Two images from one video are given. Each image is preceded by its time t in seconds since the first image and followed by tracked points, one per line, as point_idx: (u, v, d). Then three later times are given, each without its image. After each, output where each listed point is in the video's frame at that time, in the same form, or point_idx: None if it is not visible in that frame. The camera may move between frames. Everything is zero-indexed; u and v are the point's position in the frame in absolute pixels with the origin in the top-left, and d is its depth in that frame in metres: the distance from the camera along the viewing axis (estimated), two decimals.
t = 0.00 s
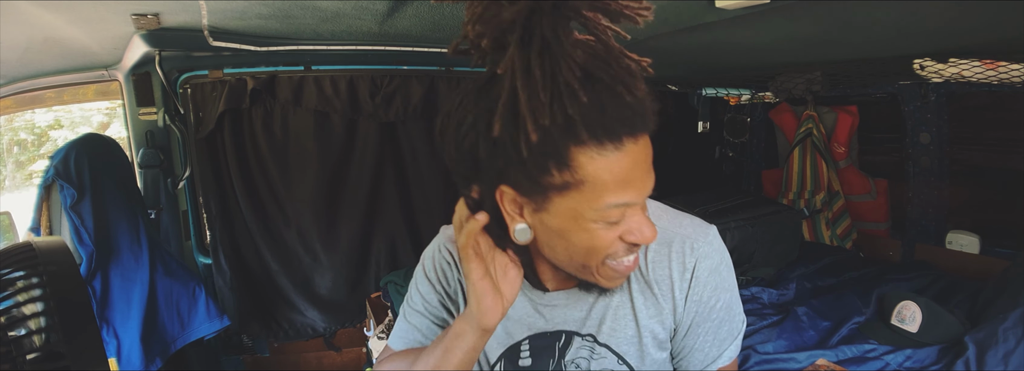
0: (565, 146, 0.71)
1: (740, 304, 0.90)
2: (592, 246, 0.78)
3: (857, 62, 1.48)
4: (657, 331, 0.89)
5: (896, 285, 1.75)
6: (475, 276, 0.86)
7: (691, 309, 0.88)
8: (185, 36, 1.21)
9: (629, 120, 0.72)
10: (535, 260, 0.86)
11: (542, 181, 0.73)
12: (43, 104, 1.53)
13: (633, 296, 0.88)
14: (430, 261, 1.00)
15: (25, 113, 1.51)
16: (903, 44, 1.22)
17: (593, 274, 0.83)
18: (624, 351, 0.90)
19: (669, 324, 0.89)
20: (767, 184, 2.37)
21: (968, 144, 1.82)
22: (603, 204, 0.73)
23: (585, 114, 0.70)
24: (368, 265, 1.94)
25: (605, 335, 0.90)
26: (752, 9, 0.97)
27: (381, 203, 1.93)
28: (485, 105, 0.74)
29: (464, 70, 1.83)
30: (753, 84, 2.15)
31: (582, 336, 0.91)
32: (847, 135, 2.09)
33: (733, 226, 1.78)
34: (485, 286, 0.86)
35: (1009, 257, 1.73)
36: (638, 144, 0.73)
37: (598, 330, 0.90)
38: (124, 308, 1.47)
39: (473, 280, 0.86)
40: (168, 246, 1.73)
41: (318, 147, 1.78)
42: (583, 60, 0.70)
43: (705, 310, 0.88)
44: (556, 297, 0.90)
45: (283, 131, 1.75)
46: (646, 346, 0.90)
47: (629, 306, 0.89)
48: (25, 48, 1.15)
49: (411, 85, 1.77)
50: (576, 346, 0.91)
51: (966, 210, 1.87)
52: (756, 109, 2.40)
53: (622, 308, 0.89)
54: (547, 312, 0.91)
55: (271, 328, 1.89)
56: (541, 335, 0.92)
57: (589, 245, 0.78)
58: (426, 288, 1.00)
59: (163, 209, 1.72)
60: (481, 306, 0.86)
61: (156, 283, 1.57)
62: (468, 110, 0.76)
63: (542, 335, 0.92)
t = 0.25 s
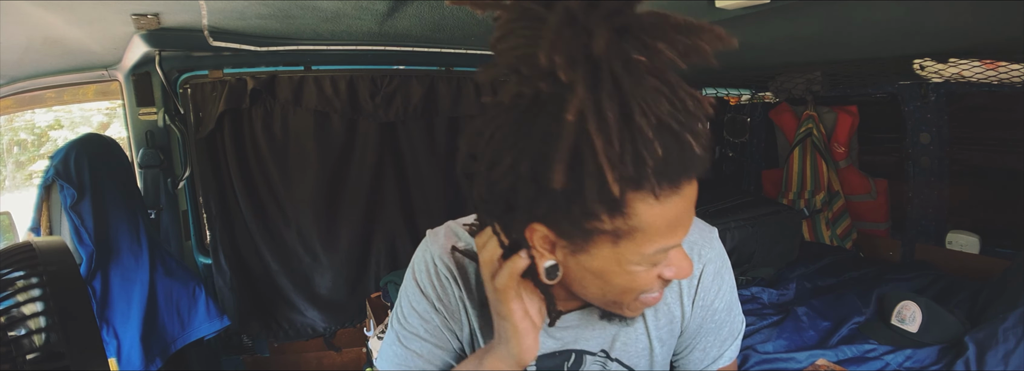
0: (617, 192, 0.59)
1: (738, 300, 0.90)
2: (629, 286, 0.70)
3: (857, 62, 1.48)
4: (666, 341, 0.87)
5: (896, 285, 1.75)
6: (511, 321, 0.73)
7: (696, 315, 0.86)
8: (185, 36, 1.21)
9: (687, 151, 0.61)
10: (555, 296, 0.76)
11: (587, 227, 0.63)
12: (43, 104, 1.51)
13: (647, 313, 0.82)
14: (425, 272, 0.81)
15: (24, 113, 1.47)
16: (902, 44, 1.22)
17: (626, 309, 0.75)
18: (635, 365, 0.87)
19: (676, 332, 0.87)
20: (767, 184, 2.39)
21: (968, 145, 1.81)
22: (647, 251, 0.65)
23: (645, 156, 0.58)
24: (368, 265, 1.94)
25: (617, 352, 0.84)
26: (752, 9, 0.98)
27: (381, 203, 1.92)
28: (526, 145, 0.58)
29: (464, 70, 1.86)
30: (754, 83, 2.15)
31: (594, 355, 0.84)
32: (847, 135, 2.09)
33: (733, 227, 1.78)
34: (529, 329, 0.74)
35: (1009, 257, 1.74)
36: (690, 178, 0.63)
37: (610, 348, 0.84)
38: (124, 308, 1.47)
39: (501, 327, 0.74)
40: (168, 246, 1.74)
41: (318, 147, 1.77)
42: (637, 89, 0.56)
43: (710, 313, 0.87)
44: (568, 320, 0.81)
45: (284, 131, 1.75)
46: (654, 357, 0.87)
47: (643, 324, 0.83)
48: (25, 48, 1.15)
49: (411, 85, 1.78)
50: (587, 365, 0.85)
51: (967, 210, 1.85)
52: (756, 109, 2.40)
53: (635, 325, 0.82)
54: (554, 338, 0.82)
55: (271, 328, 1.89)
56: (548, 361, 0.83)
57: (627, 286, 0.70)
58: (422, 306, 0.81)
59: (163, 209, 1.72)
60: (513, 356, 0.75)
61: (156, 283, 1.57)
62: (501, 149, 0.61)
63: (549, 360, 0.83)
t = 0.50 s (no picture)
0: (666, 176, 0.72)
1: (722, 285, 1.09)
2: (654, 266, 0.82)
3: (857, 62, 1.48)
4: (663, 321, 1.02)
5: (896, 285, 1.75)
6: (552, 300, 0.83)
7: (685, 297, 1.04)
8: (185, 36, 1.21)
9: (713, 151, 0.74)
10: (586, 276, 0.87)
11: (633, 211, 0.74)
12: (43, 104, 1.49)
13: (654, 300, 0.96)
14: (440, 276, 0.88)
15: (25, 113, 1.45)
16: (901, 44, 1.22)
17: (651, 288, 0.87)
18: (640, 344, 1.01)
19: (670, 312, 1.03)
20: (767, 185, 2.39)
21: (968, 145, 1.81)
22: (680, 228, 0.78)
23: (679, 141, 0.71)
24: (368, 265, 1.94)
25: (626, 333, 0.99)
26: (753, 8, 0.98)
27: (381, 202, 1.92)
28: (594, 139, 0.71)
29: (465, 71, 1.85)
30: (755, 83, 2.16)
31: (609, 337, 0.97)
32: (847, 135, 2.09)
33: (733, 227, 1.78)
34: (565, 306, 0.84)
35: (1009, 257, 1.73)
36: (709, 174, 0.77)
37: (621, 330, 0.98)
38: (124, 308, 1.47)
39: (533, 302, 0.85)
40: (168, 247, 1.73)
41: (318, 147, 1.77)
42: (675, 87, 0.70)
43: (698, 295, 1.05)
44: (593, 306, 0.94)
45: (283, 131, 1.75)
46: (655, 336, 1.03)
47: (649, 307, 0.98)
48: (25, 48, 1.15)
49: (411, 85, 1.78)
50: (603, 349, 0.98)
51: (966, 210, 1.85)
52: (756, 109, 2.42)
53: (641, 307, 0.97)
54: (578, 326, 0.94)
55: (271, 328, 1.89)
56: (572, 349, 0.95)
57: (658, 263, 0.82)
58: (439, 306, 0.86)
59: (163, 209, 1.71)
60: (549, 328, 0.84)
61: (157, 283, 1.57)
62: (569, 143, 0.73)
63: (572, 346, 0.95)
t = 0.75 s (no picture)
0: (620, 108, 0.86)
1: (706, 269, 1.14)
2: (619, 201, 0.93)
3: (857, 62, 1.48)
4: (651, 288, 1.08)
5: (896, 285, 1.75)
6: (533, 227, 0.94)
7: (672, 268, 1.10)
8: (184, 36, 1.21)
9: (665, 98, 0.89)
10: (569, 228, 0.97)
11: (597, 142, 0.88)
12: (43, 104, 1.52)
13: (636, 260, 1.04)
14: (450, 237, 1.01)
15: (24, 113, 1.49)
16: (902, 45, 1.22)
17: (621, 229, 0.97)
18: (629, 306, 1.07)
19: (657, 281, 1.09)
20: (767, 184, 2.41)
21: (968, 144, 1.81)
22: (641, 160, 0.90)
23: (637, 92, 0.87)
24: (368, 265, 1.94)
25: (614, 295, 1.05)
26: (755, 9, 0.97)
27: (381, 203, 1.92)
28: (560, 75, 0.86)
29: (464, 70, 1.84)
30: (754, 83, 2.16)
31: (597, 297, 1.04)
32: (847, 135, 2.11)
33: (732, 226, 1.77)
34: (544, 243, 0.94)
35: (1009, 257, 1.73)
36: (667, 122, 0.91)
37: (610, 292, 1.05)
38: (124, 308, 1.47)
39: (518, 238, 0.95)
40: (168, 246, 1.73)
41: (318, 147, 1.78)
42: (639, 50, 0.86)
43: (683, 268, 1.11)
44: (581, 262, 1.01)
45: (283, 131, 1.75)
46: (643, 302, 1.08)
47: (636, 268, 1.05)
48: (24, 48, 1.15)
49: (411, 85, 1.77)
50: (592, 307, 1.04)
51: (967, 211, 1.85)
52: (755, 109, 2.43)
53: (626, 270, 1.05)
54: (565, 280, 1.02)
55: (271, 328, 1.89)
56: (558, 302, 1.02)
57: (623, 200, 0.93)
58: (446, 263, 1.00)
59: (163, 209, 1.72)
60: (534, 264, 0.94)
61: (157, 283, 1.57)
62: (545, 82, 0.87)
63: (561, 302, 1.03)
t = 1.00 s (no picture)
0: (573, 71, 0.97)
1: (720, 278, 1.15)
2: (581, 156, 0.97)
3: (858, 62, 1.48)
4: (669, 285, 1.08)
5: (896, 285, 1.75)
6: (518, 246, 0.87)
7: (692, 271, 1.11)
8: (184, 36, 1.21)
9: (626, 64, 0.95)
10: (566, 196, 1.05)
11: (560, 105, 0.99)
12: (43, 104, 1.56)
13: (651, 251, 1.08)
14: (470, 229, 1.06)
15: (24, 113, 1.54)
16: (903, 44, 1.22)
17: (585, 188, 1.00)
18: (645, 300, 1.06)
19: (676, 280, 1.09)
20: (767, 185, 2.41)
21: (967, 145, 1.81)
22: (599, 117, 0.96)
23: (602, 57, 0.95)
24: (368, 265, 1.94)
25: (629, 283, 1.06)
26: (757, 7, 0.97)
27: (381, 203, 1.92)
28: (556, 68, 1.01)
29: (464, 70, 1.83)
30: (754, 83, 2.16)
31: (612, 284, 1.05)
32: (847, 135, 2.10)
33: (734, 226, 1.78)
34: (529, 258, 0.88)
35: (1009, 257, 1.73)
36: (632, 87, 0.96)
37: (624, 280, 1.06)
38: (123, 308, 1.47)
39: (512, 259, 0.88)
40: (168, 246, 1.75)
41: (318, 147, 1.78)
42: (612, 27, 0.96)
43: (704, 274, 1.11)
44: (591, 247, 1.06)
45: (283, 131, 1.75)
46: (659, 296, 1.07)
47: (655, 258, 1.08)
48: (25, 48, 1.15)
49: (411, 85, 1.77)
50: (603, 293, 1.05)
51: (967, 211, 1.85)
52: (755, 109, 2.43)
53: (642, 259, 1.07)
54: (580, 262, 1.06)
55: (271, 327, 1.89)
56: (573, 282, 1.05)
57: (582, 158, 0.98)
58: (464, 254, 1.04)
59: (163, 209, 1.73)
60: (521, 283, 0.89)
61: (156, 283, 1.57)
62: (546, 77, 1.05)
63: (574, 286, 1.05)
